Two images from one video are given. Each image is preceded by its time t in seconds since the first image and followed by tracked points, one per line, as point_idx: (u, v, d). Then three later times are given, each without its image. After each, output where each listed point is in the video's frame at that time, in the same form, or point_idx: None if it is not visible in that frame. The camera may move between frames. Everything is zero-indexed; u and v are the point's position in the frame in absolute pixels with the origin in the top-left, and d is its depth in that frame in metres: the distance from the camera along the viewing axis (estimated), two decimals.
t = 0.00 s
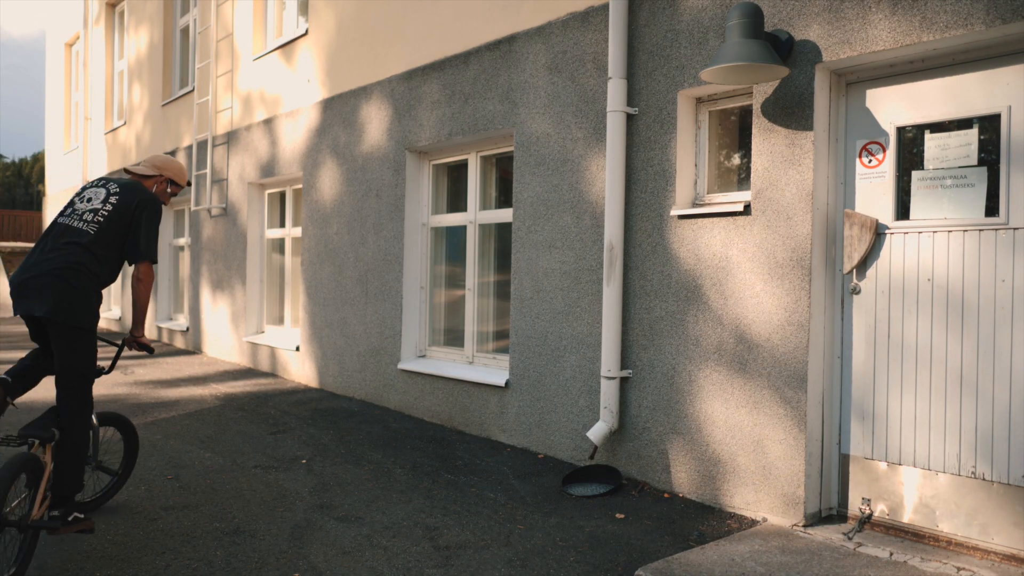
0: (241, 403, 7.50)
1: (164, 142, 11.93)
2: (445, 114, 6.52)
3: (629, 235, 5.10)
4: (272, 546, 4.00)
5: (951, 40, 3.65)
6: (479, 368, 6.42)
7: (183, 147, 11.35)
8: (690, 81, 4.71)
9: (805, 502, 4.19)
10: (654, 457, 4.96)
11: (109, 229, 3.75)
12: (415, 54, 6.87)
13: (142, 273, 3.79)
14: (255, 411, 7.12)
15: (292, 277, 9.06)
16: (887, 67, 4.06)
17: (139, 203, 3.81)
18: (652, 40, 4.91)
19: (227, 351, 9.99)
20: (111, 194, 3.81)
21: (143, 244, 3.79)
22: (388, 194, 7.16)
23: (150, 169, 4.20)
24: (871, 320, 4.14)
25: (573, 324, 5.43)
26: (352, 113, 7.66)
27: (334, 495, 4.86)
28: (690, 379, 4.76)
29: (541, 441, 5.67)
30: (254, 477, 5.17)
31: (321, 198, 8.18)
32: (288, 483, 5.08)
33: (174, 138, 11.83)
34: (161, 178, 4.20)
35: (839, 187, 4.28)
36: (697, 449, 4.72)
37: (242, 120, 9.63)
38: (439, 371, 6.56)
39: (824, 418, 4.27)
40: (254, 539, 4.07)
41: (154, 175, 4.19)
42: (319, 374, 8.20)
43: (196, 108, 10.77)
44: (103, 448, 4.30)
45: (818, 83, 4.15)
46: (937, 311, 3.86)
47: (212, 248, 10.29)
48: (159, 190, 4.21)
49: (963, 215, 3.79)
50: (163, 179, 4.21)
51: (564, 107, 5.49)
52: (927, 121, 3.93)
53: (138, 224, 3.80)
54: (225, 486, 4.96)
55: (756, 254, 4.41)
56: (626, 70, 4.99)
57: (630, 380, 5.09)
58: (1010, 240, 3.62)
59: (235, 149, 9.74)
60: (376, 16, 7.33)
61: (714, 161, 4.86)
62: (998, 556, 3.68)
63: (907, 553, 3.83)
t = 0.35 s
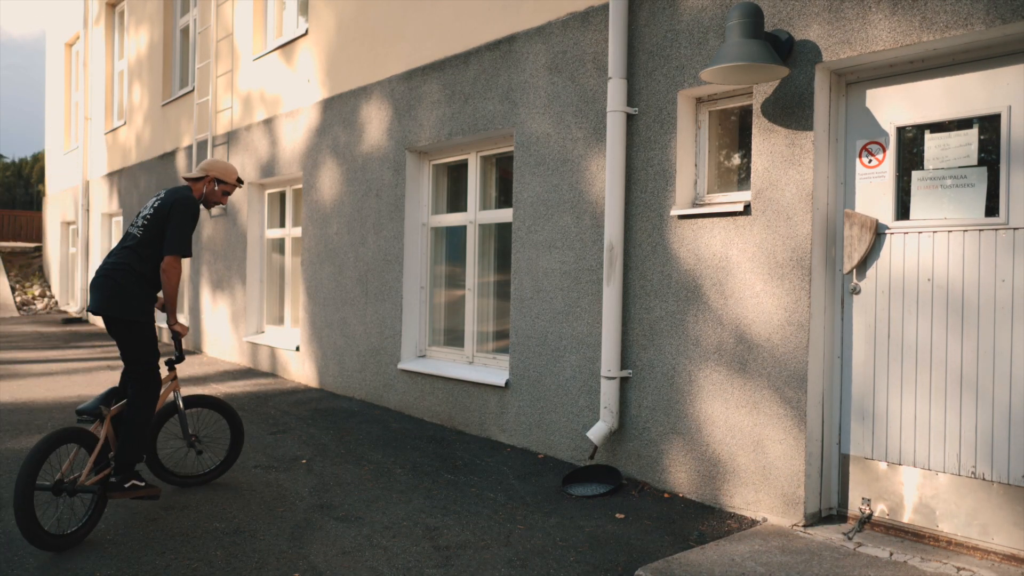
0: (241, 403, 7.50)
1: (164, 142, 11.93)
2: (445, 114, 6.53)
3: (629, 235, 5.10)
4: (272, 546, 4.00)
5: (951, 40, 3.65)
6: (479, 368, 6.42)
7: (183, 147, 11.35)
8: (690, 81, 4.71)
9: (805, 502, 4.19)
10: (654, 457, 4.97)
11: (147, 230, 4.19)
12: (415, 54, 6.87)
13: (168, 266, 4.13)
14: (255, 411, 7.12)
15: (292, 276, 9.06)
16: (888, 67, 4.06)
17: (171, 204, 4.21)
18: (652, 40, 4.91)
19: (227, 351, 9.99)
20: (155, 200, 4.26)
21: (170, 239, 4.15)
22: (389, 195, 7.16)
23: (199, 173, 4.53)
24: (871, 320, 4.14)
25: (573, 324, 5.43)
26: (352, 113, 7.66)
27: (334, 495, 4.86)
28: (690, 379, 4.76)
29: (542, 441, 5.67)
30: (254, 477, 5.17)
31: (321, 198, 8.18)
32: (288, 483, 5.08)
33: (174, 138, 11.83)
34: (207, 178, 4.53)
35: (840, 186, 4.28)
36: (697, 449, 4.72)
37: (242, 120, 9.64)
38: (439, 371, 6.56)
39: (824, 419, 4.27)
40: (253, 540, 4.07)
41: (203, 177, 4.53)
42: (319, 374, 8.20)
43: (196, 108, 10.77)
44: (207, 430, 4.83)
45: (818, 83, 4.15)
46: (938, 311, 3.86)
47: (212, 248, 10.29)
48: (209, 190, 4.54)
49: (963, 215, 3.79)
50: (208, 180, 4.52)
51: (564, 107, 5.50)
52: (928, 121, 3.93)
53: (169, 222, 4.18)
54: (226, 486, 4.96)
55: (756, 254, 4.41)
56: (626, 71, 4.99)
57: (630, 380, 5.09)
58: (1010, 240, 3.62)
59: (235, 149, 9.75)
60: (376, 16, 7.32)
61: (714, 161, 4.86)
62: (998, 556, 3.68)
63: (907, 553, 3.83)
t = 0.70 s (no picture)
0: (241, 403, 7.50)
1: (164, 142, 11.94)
2: (445, 114, 6.53)
3: (628, 235, 5.10)
4: (272, 546, 4.01)
5: (951, 40, 3.65)
6: (479, 368, 6.42)
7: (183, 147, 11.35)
8: (690, 81, 4.71)
9: (805, 502, 4.19)
10: (654, 457, 4.97)
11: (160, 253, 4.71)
12: (415, 55, 6.87)
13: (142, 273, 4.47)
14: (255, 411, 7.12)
15: (292, 276, 9.06)
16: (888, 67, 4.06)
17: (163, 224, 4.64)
18: (652, 40, 4.91)
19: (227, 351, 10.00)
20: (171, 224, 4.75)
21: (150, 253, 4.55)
22: (389, 195, 7.17)
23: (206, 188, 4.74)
24: (871, 320, 4.14)
25: (573, 323, 5.43)
26: (352, 113, 7.66)
27: (334, 495, 4.86)
28: (690, 379, 4.76)
29: (542, 441, 5.67)
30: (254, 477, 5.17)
31: (321, 198, 8.19)
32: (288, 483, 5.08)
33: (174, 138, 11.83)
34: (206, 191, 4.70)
35: (839, 186, 4.28)
36: (697, 450, 4.72)
37: (242, 120, 9.64)
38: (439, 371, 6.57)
39: (824, 418, 4.27)
40: (253, 539, 4.07)
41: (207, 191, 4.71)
42: (319, 374, 8.20)
43: (196, 108, 10.77)
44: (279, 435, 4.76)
45: (818, 83, 4.15)
46: (938, 311, 3.86)
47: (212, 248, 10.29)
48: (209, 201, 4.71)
49: (963, 215, 3.79)
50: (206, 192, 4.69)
51: (564, 107, 5.50)
52: (928, 121, 3.93)
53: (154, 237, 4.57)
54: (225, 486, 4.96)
55: (756, 254, 4.41)
56: (626, 71, 5.00)
57: (630, 380, 5.09)
58: (1010, 240, 3.62)
59: (235, 150, 9.75)
60: (376, 17, 7.32)
61: (714, 161, 4.87)
62: (998, 556, 3.68)
63: (907, 553, 3.83)
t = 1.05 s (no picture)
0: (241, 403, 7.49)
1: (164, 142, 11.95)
2: (445, 114, 6.53)
3: (629, 234, 5.10)
4: (272, 546, 4.01)
5: (951, 40, 3.65)
6: (479, 368, 6.42)
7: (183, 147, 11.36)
8: (691, 81, 4.71)
9: (805, 501, 4.19)
10: (654, 456, 4.97)
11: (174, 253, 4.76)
12: (415, 55, 6.87)
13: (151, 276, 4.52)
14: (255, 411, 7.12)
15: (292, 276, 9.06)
16: (888, 67, 4.06)
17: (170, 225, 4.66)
18: (652, 40, 4.91)
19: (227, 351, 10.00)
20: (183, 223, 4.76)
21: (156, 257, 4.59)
22: (389, 195, 7.18)
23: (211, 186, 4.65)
24: (871, 320, 4.14)
25: (573, 323, 5.43)
26: (352, 113, 7.66)
27: (335, 495, 4.86)
28: (690, 379, 4.76)
29: (541, 441, 5.68)
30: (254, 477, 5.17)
31: (321, 198, 8.19)
32: (288, 482, 5.08)
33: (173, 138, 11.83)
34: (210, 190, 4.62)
35: (839, 187, 4.28)
36: (697, 449, 4.72)
37: (242, 120, 9.64)
38: (440, 370, 6.57)
39: (824, 418, 4.27)
40: (253, 539, 4.07)
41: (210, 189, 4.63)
42: (319, 374, 8.21)
43: (196, 109, 10.77)
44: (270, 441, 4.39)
45: (818, 83, 4.16)
46: (938, 311, 3.86)
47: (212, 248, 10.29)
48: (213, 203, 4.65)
49: (963, 215, 3.79)
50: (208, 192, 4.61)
51: (564, 107, 5.50)
52: (928, 121, 3.93)
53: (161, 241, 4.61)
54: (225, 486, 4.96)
55: (756, 254, 4.41)
56: (626, 71, 5.00)
57: (630, 380, 5.09)
58: (1010, 240, 3.62)
59: (235, 150, 9.75)
60: (376, 17, 7.32)
61: (714, 161, 4.87)
62: (998, 556, 3.69)
63: (907, 553, 3.84)
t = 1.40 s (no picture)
0: (241, 403, 7.50)
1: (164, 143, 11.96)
2: (445, 114, 6.53)
3: (629, 235, 5.10)
4: (273, 545, 4.01)
5: (951, 40, 3.65)
6: (479, 368, 6.43)
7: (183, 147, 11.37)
8: (690, 81, 4.71)
9: (805, 501, 4.19)
10: (654, 457, 4.97)
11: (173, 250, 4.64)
12: (416, 55, 6.87)
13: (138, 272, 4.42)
14: (256, 411, 7.12)
15: (292, 276, 9.07)
16: (888, 68, 4.07)
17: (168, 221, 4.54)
18: (652, 40, 4.91)
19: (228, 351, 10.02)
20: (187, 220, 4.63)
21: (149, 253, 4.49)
22: (389, 195, 7.18)
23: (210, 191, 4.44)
24: (871, 320, 4.15)
25: (573, 323, 5.43)
26: (352, 113, 7.66)
27: (335, 495, 4.86)
28: (690, 379, 4.76)
29: (541, 440, 5.68)
30: (254, 477, 5.18)
31: (321, 198, 8.19)
32: (288, 482, 5.08)
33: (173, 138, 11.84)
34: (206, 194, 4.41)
35: (839, 187, 4.29)
36: (697, 449, 4.72)
37: (242, 120, 9.65)
38: (440, 370, 6.57)
39: (823, 418, 4.27)
40: (253, 539, 4.07)
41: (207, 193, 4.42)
42: (319, 374, 8.21)
43: (196, 109, 10.77)
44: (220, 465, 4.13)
45: (818, 83, 4.16)
46: (938, 311, 3.86)
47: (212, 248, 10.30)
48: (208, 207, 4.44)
49: (963, 215, 3.79)
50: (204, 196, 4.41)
51: (564, 107, 5.50)
52: (928, 121, 3.93)
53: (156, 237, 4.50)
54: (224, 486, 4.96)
55: (756, 254, 4.41)
56: (626, 71, 5.00)
57: (630, 380, 5.09)
58: (1009, 240, 3.62)
59: (235, 150, 9.75)
60: (377, 17, 7.33)
61: (714, 161, 4.87)
62: (998, 556, 3.69)
63: (907, 553, 3.84)
